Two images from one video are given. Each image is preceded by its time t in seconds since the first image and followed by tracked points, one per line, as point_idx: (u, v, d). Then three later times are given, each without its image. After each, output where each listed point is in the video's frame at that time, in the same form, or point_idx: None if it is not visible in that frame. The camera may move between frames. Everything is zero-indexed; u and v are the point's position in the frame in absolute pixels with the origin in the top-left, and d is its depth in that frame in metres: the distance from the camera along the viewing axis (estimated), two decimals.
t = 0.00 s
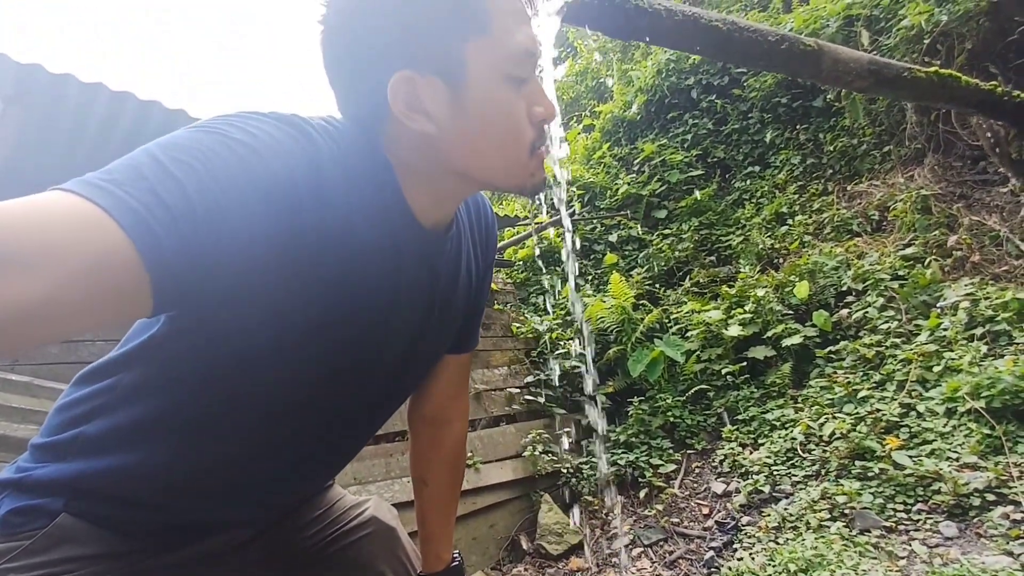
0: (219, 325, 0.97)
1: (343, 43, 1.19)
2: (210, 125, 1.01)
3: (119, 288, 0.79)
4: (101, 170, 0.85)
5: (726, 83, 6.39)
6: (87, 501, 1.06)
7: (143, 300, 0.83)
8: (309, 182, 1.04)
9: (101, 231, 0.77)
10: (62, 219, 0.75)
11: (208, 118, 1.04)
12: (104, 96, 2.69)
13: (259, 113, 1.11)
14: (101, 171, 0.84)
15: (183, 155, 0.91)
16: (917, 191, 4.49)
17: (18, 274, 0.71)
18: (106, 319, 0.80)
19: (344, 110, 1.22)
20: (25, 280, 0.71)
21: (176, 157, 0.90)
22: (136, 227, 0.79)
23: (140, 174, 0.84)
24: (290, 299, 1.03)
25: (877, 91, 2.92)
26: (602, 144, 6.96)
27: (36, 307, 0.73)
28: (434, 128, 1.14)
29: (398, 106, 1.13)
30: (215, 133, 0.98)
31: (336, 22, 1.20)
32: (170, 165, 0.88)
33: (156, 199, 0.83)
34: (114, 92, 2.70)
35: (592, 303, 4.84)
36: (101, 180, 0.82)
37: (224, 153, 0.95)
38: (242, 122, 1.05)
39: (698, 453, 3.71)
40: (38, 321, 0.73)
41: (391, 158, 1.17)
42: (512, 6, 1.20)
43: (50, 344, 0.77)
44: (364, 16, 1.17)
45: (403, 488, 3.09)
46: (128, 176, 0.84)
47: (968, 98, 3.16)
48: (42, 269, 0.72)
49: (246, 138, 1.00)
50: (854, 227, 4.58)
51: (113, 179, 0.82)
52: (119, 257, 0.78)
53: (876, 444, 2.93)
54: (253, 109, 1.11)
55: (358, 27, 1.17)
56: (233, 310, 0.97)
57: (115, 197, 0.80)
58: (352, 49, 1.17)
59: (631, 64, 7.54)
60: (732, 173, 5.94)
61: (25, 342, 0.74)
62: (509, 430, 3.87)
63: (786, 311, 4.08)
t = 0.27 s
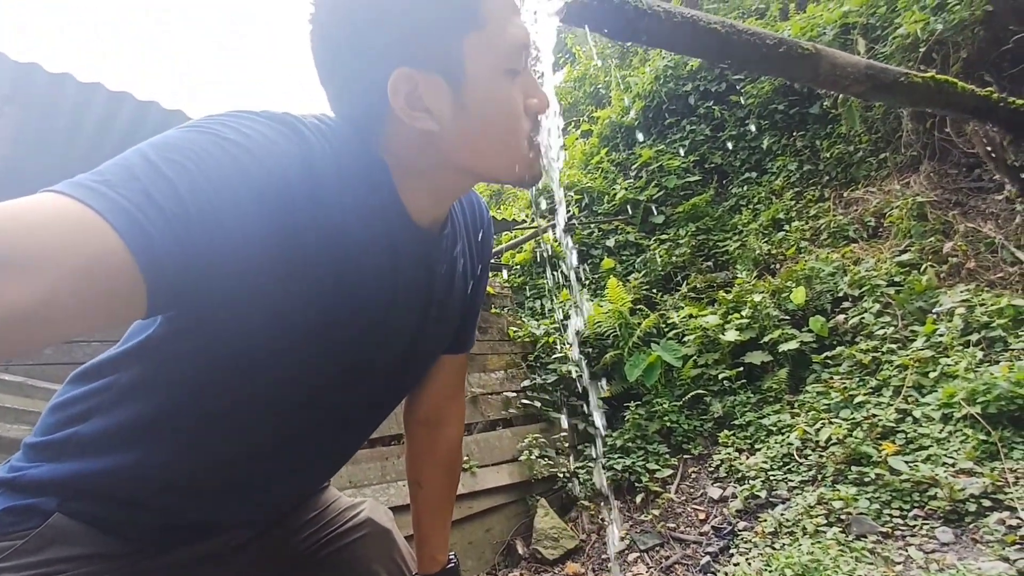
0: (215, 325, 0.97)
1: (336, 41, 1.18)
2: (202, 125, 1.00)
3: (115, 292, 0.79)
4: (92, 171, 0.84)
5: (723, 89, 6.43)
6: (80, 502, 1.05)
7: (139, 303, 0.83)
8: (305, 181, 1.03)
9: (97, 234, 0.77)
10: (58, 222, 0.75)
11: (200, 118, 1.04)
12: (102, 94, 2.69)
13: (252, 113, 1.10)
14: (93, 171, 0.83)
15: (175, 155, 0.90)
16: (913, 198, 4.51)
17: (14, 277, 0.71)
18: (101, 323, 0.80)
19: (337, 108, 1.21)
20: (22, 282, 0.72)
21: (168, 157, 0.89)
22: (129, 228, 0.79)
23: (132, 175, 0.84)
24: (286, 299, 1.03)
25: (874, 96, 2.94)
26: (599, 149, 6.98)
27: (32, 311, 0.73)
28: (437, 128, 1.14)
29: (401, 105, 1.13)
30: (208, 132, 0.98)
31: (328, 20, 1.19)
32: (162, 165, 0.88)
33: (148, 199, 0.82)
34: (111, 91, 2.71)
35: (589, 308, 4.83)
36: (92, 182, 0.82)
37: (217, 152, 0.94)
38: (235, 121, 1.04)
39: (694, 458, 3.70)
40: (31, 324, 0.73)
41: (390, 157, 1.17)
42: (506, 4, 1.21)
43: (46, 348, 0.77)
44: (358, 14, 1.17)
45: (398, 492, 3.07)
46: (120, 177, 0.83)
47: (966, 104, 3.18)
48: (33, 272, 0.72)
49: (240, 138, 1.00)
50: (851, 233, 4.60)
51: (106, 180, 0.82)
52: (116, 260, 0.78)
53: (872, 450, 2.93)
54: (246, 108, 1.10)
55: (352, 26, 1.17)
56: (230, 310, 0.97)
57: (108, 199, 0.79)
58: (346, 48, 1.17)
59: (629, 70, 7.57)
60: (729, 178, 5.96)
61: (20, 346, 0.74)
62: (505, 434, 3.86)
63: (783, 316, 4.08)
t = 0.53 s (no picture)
0: (214, 324, 0.96)
1: (335, 38, 1.18)
2: (200, 121, 1.00)
3: (113, 291, 0.79)
4: (88, 168, 0.83)
5: (716, 97, 6.48)
6: (73, 499, 1.03)
7: (136, 301, 0.83)
8: (302, 179, 1.03)
9: (96, 231, 0.77)
10: (56, 219, 0.75)
11: (197, 115, 1.03)
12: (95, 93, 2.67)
13: (250, 110, 1.10)
14: (89, 168, 0.83)
15: (172, 151, 0.89)
16: (903, 206, 4.55)
17: (12, 275, 0.71)
18: (98, 321, 0.79)
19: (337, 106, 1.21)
20: (19, 280, 0.71)
21: (164, 154, 0.89)
22: (126, 226, 0.79)
23: (129, 172, 0.83)
24: (284, 298, 1.02)
25: (869, 103, 2.98)
26: (594, 155, 7.01)
27: (30, 309, 0.72)
28: (440, 122, 1.15)
29: (403, 100, 1.13)
30: (205, 129, 0.97)
31: (329, 17, 1.19)
32: (159, 162, 0.87)
33: (144, 197, 0.82)
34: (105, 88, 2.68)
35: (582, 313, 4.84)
36: (88, 178, 0.81)
37: (214, 149, 0.94)
38: (233, 118, 1.04)
39: (687, 463, 3.71)
40: (27, 321, 0.72)
41: (392, 153, 1.17)
42: None
43: (40, 348, 0.76)
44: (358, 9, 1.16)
45: (390, 495, 3.06)
46: (115, 173, 0.83)
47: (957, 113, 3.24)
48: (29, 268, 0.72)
49: (238, 135, 0.99)
50: (843, 240, 4.63)
51: (102, 177, 0.81)
52: (115, 257, 0.78)
53: (864, 455, 2.94)
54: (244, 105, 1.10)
55: (352, 21, 1.17)
56: (228, 308, 0.96)
57: (106, 196, 0.79)
58: (346, 45, 1.17)
59: (623, 77, 7.62)
60: (723, 186, 6.00)
61: (16, 345, 0.74)
62: (498, 438, 3.85)
63: (775, 322, 4.10)
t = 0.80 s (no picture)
0: (221, 321, 0.97)
1: (348, 37, 1.20)
2: (211, 117, 1.00)
3: (121, 287, 0.78)
4: (99, 164, 0.84)
5: (710, 108, 6.56)
6: (74, 489, 1.03)
7: (143, 298, 0.82)
8: (313, 177, 1.04)
9: (103, 227, 0.76)
10: (62, 214, 0.74)
11: (209, 111, 1.04)
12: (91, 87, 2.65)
13: (260, 107, 1.10)
14: (102, 163, 0.83)
15: (184, 147, 0.90)
16: (891, 220, 4.63)
17: (22, 269, 0.71)
18: (103, 318, 0.79)
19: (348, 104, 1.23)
20: (24, 275, 0.71)
21: (177, 149, 0.89)
22: (136, 221, 0.78)
23: (141, 167, 0.84)
24: (291, 297, 1.03)
25: (861, 117, 3.04)
26: (587, 162, 7.05)
27: (34, 305, 0.72)
28: (455, 119, 1.16)
29: (421, 97, 1.15)
30: (217, 125, 0.98)
31: (343, 16, 1.21)
32: (171, 158, 0.88)
33: (156, 193, 0.82)
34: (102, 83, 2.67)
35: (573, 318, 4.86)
36: (100, 173, 0.82)
37: (226, 146, 0.95)
38: (245, 114, 1.05)
39: (675, 470, 3.73)
40: (36, 316, 0.72)
41: (404, 150, 1.19)
42: None
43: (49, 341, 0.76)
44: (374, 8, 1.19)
45: (379, 497, 3.05)
46: (128, 168, 0.83)
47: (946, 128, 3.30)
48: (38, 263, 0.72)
49: (249, 131, 1.00)
50: (831, 252, 4.70)
51: (116, 173, 0.81)
52: (121, 253, 0.77)
53: (850, 464, 2.98)
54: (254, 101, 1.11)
55: (366, 22, 1.19)
56: (236, 305, 0.97)
57: (119, 193, 0.79)
58: (360, 44, 1.19)
59: (618, 86, 7.69)
60: (714, 196, 6.07)
61: (23, 340, 0.73)
62: (488, 442, 3.85)
63: (764, 331, 4.15)
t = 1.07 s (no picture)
0: (225, 323, 0.97)
1: (350, 39, 1.21)
2: (216, 121, 1.01)
3: (124, 291, 0.79)
4: (101, 167, 0.84)
5: (705, 116, 6.61)
6: (71, 482, 1.04)
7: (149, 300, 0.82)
8: (316, 180, 1.05)
9: (103, 227, 0.77)
10: (61, 216, 0.75)
11: (213, 114, 1.04)
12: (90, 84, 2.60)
13: (264, 111, 1.11)
14: (105, 168, 0.83)
15: (186, 150, 0.91)
16: (882, 231, 4.68)
17: (27, 276, 0.72)
18: (109, 319, 0.79)
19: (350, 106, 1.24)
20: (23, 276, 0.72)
21: (178, 152, 0.90)
22: (139, 226, 0.79)
23: (142, 170, 0.84)
24: (293, 299, 1.03)
25: (853, 128, 3.08)
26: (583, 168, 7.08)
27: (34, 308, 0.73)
28: (460, 118, 1.18)
29: (425, 99, 1.17)
30: (219, 128, 0.99)
31: (345, 17, 1.22)
32: (175, 163, 0.88)
33: (158, 194, 0.83)
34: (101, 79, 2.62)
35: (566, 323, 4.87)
36: (101, 177, 0.82)
37: (227, 148, 0.95)
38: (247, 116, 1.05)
39: (665, 475, 3.75)
40: (41, 322, 0.73)
41: (409, 150, 1.21)
42: None
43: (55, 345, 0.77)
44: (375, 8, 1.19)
45: (368, 499, 3.04)
46: (129, 171, 0.83)
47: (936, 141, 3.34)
48: (43, 270, 0.72)
49: (251, 134, 1.01)
50: (823, 262, 4.75)
51: (120, 179, 0.82)
52: (122, 252, 0.77)
53: (838, 471, 3.01)
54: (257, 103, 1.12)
55: (368, 22, 1.19)
56: (241, 307, 0.97)
57: (122, 201, 0.79)
58: (362, 46, 1.20)
59: (614, 92, 7.73)
60: (708, 203, 6.11)
61: (30, 344, 0.75)
62: (479, 445, 3.85)
63: (755, 339, 4.17)
